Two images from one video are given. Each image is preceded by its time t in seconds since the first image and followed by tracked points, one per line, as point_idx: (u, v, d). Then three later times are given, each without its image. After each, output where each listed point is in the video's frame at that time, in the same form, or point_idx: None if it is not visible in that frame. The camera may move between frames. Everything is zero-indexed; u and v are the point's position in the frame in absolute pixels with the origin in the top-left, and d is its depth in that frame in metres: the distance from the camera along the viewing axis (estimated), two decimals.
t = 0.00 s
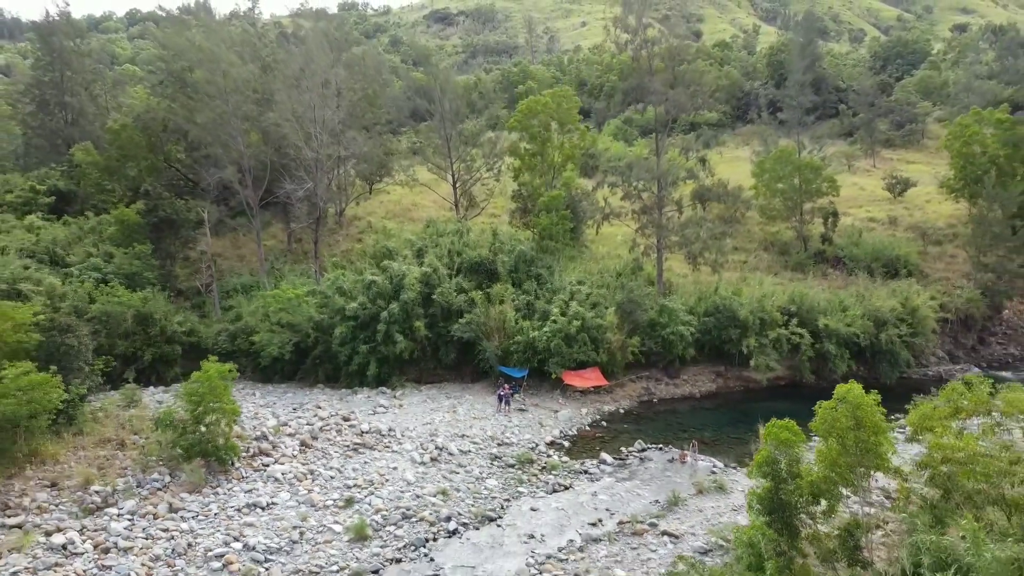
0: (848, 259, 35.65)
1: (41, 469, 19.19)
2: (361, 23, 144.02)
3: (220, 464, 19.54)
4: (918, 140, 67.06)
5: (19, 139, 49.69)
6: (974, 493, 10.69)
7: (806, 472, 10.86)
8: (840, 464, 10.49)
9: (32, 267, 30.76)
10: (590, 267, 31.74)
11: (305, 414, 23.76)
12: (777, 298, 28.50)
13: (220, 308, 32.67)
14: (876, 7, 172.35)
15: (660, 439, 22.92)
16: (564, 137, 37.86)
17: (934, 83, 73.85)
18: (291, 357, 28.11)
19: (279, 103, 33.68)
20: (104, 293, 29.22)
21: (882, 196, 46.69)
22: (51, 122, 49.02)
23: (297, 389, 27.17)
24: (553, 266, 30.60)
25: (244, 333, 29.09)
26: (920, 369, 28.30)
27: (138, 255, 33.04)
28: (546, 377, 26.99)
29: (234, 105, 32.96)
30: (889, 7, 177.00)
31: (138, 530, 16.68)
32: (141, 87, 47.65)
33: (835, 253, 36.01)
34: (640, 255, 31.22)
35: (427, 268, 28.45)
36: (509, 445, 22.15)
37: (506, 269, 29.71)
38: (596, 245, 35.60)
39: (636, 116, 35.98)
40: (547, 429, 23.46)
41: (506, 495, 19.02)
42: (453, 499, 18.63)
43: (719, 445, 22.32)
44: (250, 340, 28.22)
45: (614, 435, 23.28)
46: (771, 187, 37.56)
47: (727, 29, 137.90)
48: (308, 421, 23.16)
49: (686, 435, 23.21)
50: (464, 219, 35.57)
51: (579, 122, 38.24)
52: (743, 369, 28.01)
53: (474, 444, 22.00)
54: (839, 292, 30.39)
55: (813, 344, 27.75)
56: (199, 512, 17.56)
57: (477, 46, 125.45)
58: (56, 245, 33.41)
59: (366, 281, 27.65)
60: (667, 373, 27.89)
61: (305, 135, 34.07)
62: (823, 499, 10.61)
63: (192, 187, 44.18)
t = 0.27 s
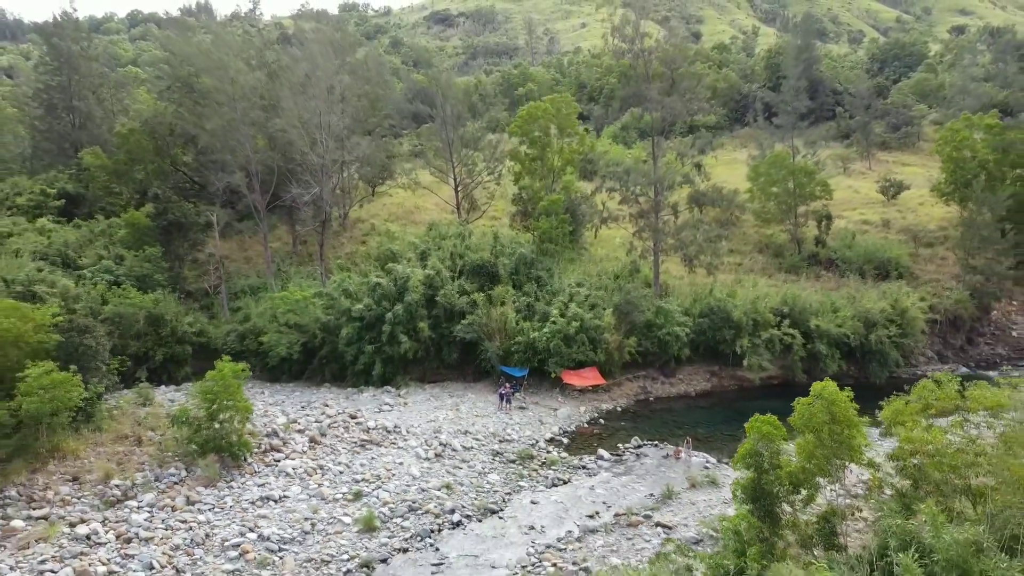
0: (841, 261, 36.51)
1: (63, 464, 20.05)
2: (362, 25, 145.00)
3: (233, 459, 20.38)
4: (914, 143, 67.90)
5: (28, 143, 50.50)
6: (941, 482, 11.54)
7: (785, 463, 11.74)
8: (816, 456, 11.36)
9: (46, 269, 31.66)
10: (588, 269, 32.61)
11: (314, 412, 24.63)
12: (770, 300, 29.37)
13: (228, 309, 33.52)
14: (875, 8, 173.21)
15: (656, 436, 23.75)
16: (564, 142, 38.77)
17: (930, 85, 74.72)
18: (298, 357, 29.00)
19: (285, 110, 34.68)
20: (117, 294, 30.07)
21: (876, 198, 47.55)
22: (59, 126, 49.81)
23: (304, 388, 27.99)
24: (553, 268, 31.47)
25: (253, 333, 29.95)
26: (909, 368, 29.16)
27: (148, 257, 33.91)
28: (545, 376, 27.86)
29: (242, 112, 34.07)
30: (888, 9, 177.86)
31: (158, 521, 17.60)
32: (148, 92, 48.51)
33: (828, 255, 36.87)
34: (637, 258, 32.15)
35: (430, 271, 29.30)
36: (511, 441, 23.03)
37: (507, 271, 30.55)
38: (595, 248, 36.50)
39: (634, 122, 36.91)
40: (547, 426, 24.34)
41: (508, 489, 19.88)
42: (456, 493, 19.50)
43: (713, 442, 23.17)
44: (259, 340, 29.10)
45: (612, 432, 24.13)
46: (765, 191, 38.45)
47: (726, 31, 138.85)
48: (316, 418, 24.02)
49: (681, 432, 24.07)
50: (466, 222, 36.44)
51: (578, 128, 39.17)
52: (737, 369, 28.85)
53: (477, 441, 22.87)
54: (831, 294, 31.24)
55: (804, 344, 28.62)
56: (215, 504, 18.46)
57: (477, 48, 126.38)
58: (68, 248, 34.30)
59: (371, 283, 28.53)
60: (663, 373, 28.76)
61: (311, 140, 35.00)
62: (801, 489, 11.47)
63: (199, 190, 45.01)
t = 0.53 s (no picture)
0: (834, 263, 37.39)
1: (83, 460, 20.90)
2: (363, 27, 145.93)
3: (245, 455, 21.26)
4: (910, 145, 68.80)
5: (37, 146, 51.37)
6: (913, 475, 12.37)
7: (768, 455, 12.58)
8: (796, 449, 12.21)
9: (59, 272, 32.58)
10: (587, 271, 33.50)
11: (321, 410, 25.51)
12: (763, 302, 30.24)
13: (235, 310, 34.39)
14: (874, 9, 173.84)
15: (652, 433, 24.59)
16: (563, 147, 39.67)
17: (926, 88, 75.55)
18: (305, 357, 29.88)
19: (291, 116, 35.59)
20: (128, 296, 30.93)
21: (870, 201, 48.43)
22: (67, 130, 50.69)
23: (311, 387, 28.86)
24: (552, 270, 32.34)
25: (261, 334, 30.84)
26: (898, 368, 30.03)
27: (158, 260, 34.81)
28: (545, 375, 28.73)
29: (249, 118, 34.88)
30: (887, 10, 178.67)
31: (176, 514, 18.52)
32: (154, 97, 49.38)
33: (821, 258, 37.73)
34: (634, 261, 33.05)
35: (433, 273, 30.16)
36: (511, 438, 23.90)
37: (508, 274, 31.41)
38: (593, 251, 37.39)
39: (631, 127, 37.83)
40: (547, 424, 25.20)
41: (508, 483, 20.76)
42: (460, 487, 20.37)
43: (706, 439, 24.01)
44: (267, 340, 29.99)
45: (609, 430, 24.98)
46: (760, 195, 39.33)
47: (726, 32, 139.68)
48: (324, 416, 24.89)
49: (676, 429, 24.93)
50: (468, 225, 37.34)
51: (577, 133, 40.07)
52: (731, 368, 29.70)
53: (479, 438, 23.75)
54: (824, 296, 32.11)
55: (797, 344, 29.48)
56: (230, 498, 19.35)
57: (478, 49, 127.29)
58: (80, 251, 35.23)
59: (376, 285, 29.41)
60: (659, 372, 29.62)
61: (317, 146, 35.89)
62: (782, 479, 12.31)
63: (205, 193, 45.87)
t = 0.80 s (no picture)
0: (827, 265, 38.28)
1: (102, 455, 21.85)
2: (364, 28, 146.80)
3: (257, 451, 22.15)
4: (905, 148, 69.70)
5: (45, 150, 52.19)
6: (888, 466, 13.28)
7: (752, 449, 13.45)
8: (779, 442, 13.07)
9: (71, 274, 33.49)
10: (586, 273, 34.40)
11: (328, 408, 26.37)
12: (757, 303, 31.14)
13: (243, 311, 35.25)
14: (873, 11, 174.72)
15: (648, 430, 25.47)
16: (563, 152, 40.56)
17: (922, 91, 76.39)
18: (312, 357, 30.77)
19: (298, 122, 36.40)
20: (140, 298, 31.79)
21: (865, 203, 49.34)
22: (75, 133, 51.50)
23: (318, 386, 29.73)
24: (552, 273, 33.24)
25: (269, 335, 31.73)
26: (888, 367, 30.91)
27: (167, 262, 35.69)
28: (545, 375, 29.63)
29: (257, 124, 35.82)
30: (885, 11, 179.62)
31: (192, 506, 19.41)
32: (161, 101, 50.23)
33: (815, 260, 38.62)
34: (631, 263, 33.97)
35: (436, 275, 31.05)
36: (512, 435, 24.80)
37: (509, 276, 32.32)
38: (592, 253, 38.28)
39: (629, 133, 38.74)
40: (546, 422, 26.09)
41: (509, 478, 21.64)
42: (463, 482, 21.27)
43: (701, 436, 24.88)
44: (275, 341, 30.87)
45: (606, 427, 25.86)
46: (756, 198, 40.22)
47: (725, 33, 140.58)
48: (331, 414, 25.76)
49: (671, 427, 25.81)
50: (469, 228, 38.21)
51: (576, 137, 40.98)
52: (726, 368, 30.58)
53: (481, 435, 24.64)
54: (816, 297, 33.00)
55: (789, 345, 30.37)
56: (243, 491, 20.24)
57: (478, 50, 128.18)
58: (91, 253, 36.13)
59: (381, 288, 30.30)
60: (656, 372, 30.52)
61: (322, 151, 36.81)
62: (766, 471, 13.18)
63: (211, 196, 46.76)
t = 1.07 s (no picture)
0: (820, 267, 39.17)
1: (119, 452, 22.82)
2: (366, 29, 147.64)
3: (267, 448, 23.03)
4: (901, 150, 70.61)
5: (52, 153, 53.02)
6: (866, 459, 14.11)
7: (739, 443, 14.33)
8: (764, 437, 13.94)
9: (83, 276, 34.37)
10: (584, 275, 35.29)
11: (335, 406, 27.24)
12: (750, 305, 32.04)
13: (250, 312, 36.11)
14: (872, 11, 175.59)
15: (644, 428, 26.34)
16: (562, 156, 41.46)
17: (919, 93, 77.20)
18: (318, 357, 31.65)
19: (304, 128, 37.27)
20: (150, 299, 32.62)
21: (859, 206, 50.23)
22: (82, 137, 52.36)
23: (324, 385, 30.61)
24: (551, 275, 34.14)
25: (276, 335, 32.63)
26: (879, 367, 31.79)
27: (176, 264, 36.57)
28: (544, 374, 30.52)
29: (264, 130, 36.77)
30: (884, 12, 180.43)
31: (208, 500, 20.29)
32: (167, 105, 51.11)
33: (809, 262, 39.51)
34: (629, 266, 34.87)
35: (439, 278, 31.94)
36: (513, 432, 25.68)
37: (510, 278, 33.21)
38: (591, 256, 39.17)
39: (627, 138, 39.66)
40: (546, 420, 26.96)
41: (511, 473, 22.52)
42: (466, 477, 22.15)
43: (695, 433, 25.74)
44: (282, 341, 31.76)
45: (604, 425, 26.73)
46: (751, 202, 41.10)
47: (724, 35, 141.48)
48: (338, 412, 26.61)
49: (667, 424, 26.68)
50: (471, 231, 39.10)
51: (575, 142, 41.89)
52: (720, 368, 31.45)
53: (483, 432, 25.52)
54: (809, 299, 33.89)
55: (782, 345, 31.25)
56: (255, 486, 21.11)
57: (478, 52, 129.06)
58: (102, 256, 37.00)
59: (385, 290, 31.18)
60: (652, 371, 31.40)
61: (327, 156, 37.75)
62: (753, 464, 14.05)
63: (217, 200, 47.64)
